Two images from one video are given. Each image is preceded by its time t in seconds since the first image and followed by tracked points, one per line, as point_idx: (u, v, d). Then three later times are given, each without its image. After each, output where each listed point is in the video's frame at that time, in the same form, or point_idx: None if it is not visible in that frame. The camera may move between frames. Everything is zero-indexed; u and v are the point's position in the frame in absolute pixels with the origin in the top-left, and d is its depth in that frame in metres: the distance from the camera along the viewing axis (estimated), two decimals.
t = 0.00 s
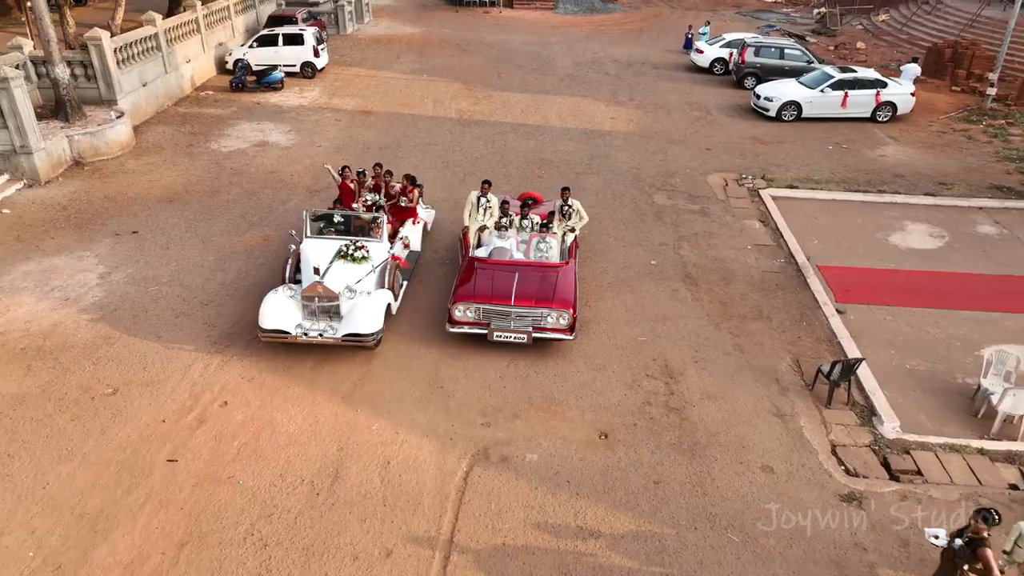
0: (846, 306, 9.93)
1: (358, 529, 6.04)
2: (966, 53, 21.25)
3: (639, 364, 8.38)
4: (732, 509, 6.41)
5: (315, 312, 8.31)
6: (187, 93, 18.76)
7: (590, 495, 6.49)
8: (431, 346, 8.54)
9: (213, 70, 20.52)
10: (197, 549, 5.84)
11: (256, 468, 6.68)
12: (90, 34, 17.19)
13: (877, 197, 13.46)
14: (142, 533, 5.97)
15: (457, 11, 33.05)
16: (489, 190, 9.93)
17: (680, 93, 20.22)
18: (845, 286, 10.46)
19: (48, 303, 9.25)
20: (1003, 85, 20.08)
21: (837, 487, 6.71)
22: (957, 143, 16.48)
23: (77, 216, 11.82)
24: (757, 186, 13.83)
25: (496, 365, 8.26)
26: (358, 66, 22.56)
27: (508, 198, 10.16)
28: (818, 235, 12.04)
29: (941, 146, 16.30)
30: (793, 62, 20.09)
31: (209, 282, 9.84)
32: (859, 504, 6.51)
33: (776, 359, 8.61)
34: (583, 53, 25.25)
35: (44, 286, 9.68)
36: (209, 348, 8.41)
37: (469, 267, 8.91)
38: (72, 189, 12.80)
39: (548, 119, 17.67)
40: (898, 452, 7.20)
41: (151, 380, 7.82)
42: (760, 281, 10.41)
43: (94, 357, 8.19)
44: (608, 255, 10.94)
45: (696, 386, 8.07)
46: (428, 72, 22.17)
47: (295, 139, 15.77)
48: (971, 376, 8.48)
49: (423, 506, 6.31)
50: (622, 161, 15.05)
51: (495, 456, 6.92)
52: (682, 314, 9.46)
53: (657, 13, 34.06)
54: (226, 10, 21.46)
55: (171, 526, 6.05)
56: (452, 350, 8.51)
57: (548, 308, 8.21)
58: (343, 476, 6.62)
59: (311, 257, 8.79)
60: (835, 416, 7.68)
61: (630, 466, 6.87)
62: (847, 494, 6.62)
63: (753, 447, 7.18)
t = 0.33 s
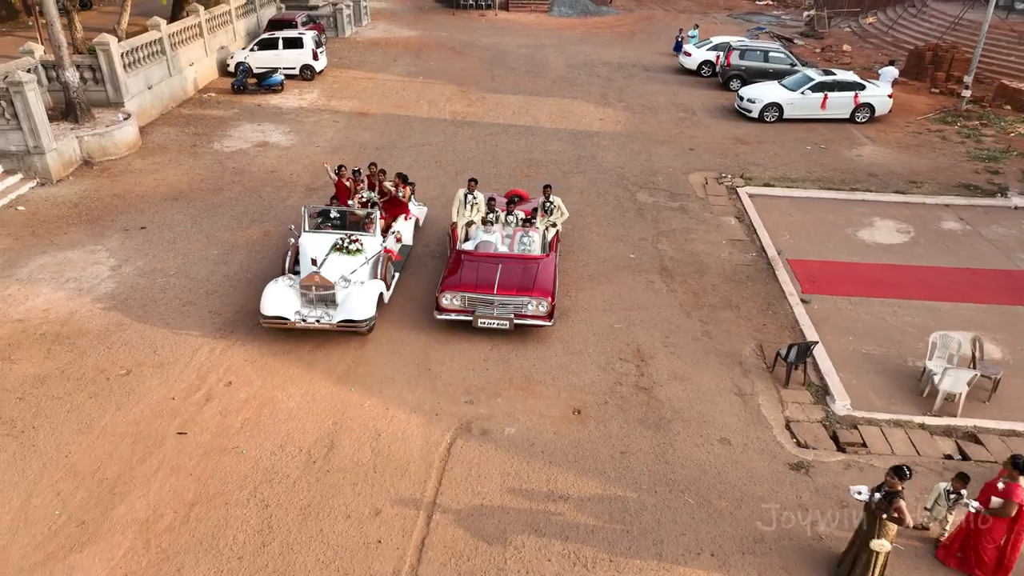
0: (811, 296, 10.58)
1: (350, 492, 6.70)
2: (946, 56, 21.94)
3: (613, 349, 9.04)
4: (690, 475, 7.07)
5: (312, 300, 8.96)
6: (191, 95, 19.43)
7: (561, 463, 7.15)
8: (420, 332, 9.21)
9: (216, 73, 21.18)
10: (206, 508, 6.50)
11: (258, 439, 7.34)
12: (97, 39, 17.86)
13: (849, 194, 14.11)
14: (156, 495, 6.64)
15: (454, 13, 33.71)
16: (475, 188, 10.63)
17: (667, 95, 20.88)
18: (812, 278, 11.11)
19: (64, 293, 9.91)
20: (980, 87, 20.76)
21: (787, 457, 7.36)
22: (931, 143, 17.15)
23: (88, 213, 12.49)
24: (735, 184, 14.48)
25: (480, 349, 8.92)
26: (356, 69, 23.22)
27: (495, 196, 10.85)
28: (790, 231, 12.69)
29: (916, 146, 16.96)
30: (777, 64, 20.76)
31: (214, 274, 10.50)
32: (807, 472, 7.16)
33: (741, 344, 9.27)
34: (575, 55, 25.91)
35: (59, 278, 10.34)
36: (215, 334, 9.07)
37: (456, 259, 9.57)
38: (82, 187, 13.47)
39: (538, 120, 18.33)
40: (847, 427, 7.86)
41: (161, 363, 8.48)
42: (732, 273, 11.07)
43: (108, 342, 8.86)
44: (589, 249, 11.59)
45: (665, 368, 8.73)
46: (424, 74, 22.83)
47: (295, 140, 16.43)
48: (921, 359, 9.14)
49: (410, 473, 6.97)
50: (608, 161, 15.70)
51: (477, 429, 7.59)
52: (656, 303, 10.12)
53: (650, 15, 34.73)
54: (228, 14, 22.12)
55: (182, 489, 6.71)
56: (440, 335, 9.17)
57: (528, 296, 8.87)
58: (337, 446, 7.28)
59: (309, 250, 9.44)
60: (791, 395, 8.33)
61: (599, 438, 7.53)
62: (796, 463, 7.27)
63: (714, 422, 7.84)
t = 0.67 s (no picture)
0: (777, 289, 11.25)
1: (343, 462, 7.40)
2: (925, 60, 22.65)
3: (588, 336, 9.73)
4: (653, 448, 7.76)
5: (309, 291, 9.65)
6: (194, 98, 20.13)
7: (535, 438, 7.86)
8: (410, 321, 9.91)
9: (217, 76, 21.88)
10: (212, 476, 7.19)
11: (259, 417, 8.04)
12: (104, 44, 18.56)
13: (823, 193, 14.80)
14: (168, 464, 7.33)
15: (450, 17, 34.41)
16: (462, 187, 11.33)
17: (655, 97, 21.57)
18: (780, 272, 11.79)
19: (77, 285, 10.61)
20: (957, 91, 21.48)
21: (743, 433, 8.06)
22: (905, 145, 17.85)
23: (98, 211, 13.18)
24: (714, 184, 15.17)
25: (464, 336, 9.62)
26: (353, 72, 23.92)
27: (481, 195, 11.54)
28: (763, 228, 13.39)
29: (890, 148, 17.66)
30: (760, 68, 21.45)
31: (217, 268, 11.20)
32: (759, 445, 7.85)
33: (708, 333, 9.96)
34: (568, 58, 26.60)
35: (73, 271, 11.03)
36: (219, 322, 9.77)
37: (443, 253, 10.25)
38: (92, 187, 14.17)
39: (528, 122, 19.03)
40: (800, 407, 8.54)
41: (169, 348, 9.18)
42: (705, 267, 11.76)
43: (120, 329, 9.56)
44: (571, 245, 12.28)
45: (636, 354, 9.43)
46: (419, 77, 23.55)
47: (294, 141, 17.14)
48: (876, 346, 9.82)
49: (397, 446, 7.67)
50: (594, 161, 16.39)
51: (460, 408, 8.29)
52: (631, 295, 10.81)
53: (642, 18, 35.42)
54: (230, 19, 22.81)
55: (191, 459, 7.40)
56: (429, 324, 9.87)
57: (509, 287, 9.55)
58: (332, 423, 7.98)
59: (306, 244, 10.14)
60: (752, 378, 9.03)
61: (572, 416, 8.23)
62: (750, 438, 7.97)
63: (677, 402, 8.54)
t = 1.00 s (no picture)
0: (746, 286, 11.98)
1: (336, 442, 8.16)
2: (903, 66, 23.43)
3: (565, 329, 10.49)
4: (619, 430, 8.53)
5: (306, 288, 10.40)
6: (197, 103, 20.90)
7: (513, 421, 8.61)
8: (400, 316, 10.67)
9: (219, 81, 22.64)
10: (218, 454, 7.95)
11: (261, 402, 8.80)
12: (111, 51, 19.34)
13: (796, 196, 15.56)
14: (178, 443, 8.10)
15: (446, 22, 35.19)
16: (450, 191, 12.19)
17: (642, 102, 22.33)
18: (749, 270, 12.54)
19: (91, 283, 11.38)
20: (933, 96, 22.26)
21: (703, 417, 8.82)
22: (879, 149, 18.61)
23: (107, 213, 13.94)
24: (693, 187, 15.93)
25: (450, 330, 10.39)
26: (351, 77, 24.69)
27: (468, 198, 12.33)
28: (737, 228, 14.15)
29: (865, 151, 18.42)
30: (744, 74, 22.22)
31: (221, 266, 11.96)
32: (717, 428, 8.61)
33: (677, 326, 10.72)
34: (559, 63, 27.36)
35: (87, 269, 11.80)
36: (223, 317, 10.54)
37: (432, 253, 11.02)
38: (101, 190, 14.93)
39: (518, 127, 19.80)
40: (758, 393, 9.29)
41: (178, 340, 9.95)
42: (678, 266, 12.52)
43: (131, 322, 10.32)
44: (554, 245, 13.05)
45: (609, 345, 10.19)
46: (415, 82, 24.32)
47: (293, 146, 17.90)
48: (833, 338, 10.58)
49: (386, 428, 8.44)
50: (579, 165, 17.15)
51: (444, 394, 9.05)
52: (607, 291, 11.58)
53: (634, 23, 36.21)
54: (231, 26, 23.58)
55: (199, 439, 8.16)
56: (418, 318, 10.63)
57: (492, 284, 10.31)
58: (327, 407, 8.74)
59: (304, 244, 10.90)
60: (715, 368, 9.80)
61: (547, 401, 8.99)
62: (709, 421, 8.72)
63: (645, 389, 9.30)
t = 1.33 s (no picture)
0: (717, 285, 12.78)
1: (331, 427, 8.97)
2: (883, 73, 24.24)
3: (545, 325, 11.30)
4: (590, 416, 9.33)
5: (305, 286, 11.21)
6: (200, 109, 21.71)
7: (493, 408, 9.42)
8: (392, 312, 11.48)
9: (221, 88, 23.44)
10: (224, 436, 8.76)
11: (263, 390, 9.61)
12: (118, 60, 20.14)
13: (771, 199, 16.36)
14: (187, 426, 8.91)
15: (443, 27, 36.00)
16: (440, 195, 12.90)
17: (629, 108, 23.13)
18: (722, 270, 13.33)
19: (103, 282, 12.18)
20: (911, 102, 23.07)
21: (667, 404, 9.62)
22: (855, 153, 19.41)
23: (117, 216, 14.74)
24: (673, 191, 16.73)
25: (438, 325, 11.19)
26: (349, 83, 25.49)
27: (457, 202, 13.12)
28: (712, 231, 14.96)
29: (841, 156, 19.23)
30: (727, 81, 23.02)
31: (226, 266, 12.77)
32: (680, 414, 9.42)
33: (650, 322, 11.53)
34: (552, 69, 28.17)
35: (100, 269, 12.61)
36: (227, 313, 11.35)
37: (422, 254, 11.82)
38: (110, 194, 15.73)
39: (509, 132, 20.60)
40: (721, 383, 10.08)
41: (186, 335, 10.76)
42: (655, 266, 13.33)
43: (142, 318, 11.14)
44: (538, 246, 13.85)
45: (585, 340, 10.99)
46: (410, 88, 25.11)
47: (292, 151, 18.71)
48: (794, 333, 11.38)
49: (377, 414, 9.24)
50: (566, 169, 17.96)
51: (431, 384, 9.85)
52: (587, 290, 12.38)
53: (627, 28, 37.02)
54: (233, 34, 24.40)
55: (206, 423, 8.98)
56: (408, 315, 11.44)
57: (477, 283, 11.11)
58: (323, 396, 9.55)
59: (302, 246, 11.70)
60: (682, 360, 10.60)
61: (525, 390, 9.79)
62: (673, 408, 9.54)
63: (616, 380, 10.11)
